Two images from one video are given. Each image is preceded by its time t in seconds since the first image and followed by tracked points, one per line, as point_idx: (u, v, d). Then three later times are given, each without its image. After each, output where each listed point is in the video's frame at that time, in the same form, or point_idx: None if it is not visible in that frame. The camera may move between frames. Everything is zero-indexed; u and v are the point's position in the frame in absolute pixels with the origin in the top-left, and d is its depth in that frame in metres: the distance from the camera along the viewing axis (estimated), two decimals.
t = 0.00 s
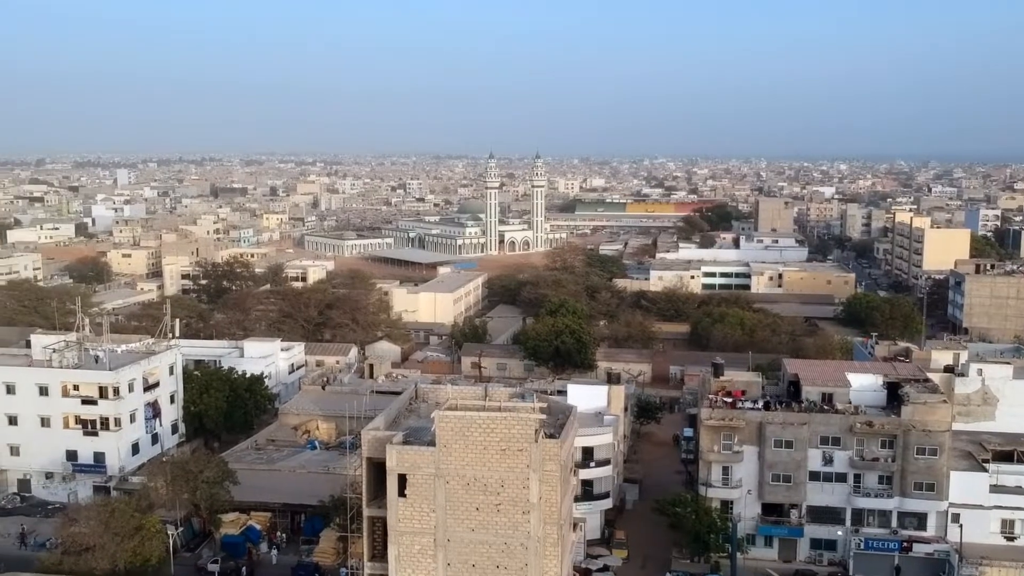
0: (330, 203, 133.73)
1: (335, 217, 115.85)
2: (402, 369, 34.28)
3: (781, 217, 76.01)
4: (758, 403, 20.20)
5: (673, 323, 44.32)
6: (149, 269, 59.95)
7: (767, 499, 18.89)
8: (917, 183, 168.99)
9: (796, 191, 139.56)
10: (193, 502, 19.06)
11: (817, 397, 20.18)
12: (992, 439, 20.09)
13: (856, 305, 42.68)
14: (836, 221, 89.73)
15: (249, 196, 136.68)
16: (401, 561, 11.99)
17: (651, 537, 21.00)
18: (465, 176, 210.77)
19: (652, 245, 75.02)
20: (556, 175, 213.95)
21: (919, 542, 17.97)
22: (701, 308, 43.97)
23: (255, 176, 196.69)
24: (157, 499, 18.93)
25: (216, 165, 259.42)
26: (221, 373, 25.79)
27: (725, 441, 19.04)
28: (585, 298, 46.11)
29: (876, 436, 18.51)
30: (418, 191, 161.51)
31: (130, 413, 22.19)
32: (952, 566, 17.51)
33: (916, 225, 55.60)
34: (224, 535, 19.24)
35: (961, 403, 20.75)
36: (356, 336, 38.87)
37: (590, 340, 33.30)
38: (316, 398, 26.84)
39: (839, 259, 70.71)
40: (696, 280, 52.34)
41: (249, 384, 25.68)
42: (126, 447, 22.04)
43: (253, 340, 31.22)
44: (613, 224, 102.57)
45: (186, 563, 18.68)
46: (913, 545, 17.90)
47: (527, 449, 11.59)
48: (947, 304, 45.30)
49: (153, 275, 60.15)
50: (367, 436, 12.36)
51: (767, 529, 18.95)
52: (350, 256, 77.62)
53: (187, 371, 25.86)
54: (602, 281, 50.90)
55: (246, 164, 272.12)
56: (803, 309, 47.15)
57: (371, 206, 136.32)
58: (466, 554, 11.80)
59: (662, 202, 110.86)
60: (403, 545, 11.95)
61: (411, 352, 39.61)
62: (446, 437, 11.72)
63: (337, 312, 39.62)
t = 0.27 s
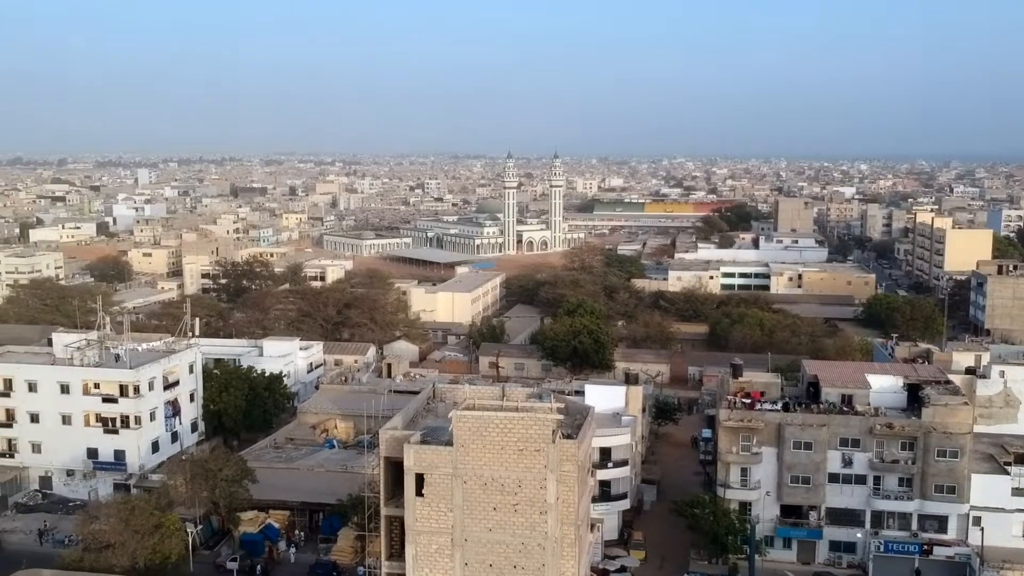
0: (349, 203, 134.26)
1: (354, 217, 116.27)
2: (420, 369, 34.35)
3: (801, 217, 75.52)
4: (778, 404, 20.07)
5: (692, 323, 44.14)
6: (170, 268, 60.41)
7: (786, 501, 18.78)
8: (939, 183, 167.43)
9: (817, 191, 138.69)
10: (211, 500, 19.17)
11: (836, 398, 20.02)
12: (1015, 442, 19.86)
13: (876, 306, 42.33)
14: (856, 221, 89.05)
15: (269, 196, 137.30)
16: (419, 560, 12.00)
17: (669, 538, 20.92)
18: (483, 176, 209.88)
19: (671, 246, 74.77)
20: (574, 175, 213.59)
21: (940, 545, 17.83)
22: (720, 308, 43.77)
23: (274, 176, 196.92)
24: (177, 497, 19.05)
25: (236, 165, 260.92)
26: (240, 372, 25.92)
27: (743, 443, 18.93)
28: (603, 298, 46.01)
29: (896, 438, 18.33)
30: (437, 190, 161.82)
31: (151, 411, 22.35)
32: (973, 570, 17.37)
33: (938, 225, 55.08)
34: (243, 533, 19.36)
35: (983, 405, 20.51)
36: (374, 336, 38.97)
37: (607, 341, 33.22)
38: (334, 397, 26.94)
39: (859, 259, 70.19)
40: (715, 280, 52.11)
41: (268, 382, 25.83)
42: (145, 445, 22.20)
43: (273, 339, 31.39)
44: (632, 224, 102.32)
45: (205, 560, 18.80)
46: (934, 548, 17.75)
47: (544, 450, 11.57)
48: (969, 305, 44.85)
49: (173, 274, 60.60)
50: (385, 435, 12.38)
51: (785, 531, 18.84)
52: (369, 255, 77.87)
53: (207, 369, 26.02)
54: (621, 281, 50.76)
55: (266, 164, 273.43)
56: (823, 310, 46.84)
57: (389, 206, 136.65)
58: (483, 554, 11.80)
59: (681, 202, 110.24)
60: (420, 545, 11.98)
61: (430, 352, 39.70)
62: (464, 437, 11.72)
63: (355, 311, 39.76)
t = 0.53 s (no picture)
0: (367, 202, 134.74)
1: (372, 216, 116.65)
2: (438, 368, 34.40)
3: (821, 217, 75.00)
4: (797, 405, 19.94)
5: (711, 324, 43.96)
6: (191, 267, 60.83)
7: (806, 503, 18.64)
8: (961, 183, 165.81)
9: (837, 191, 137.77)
10: (231, 498, 19.28)
11: (856, 400, 19.85)
12: None
13: (897, 306, 41.97)
14: (877, 222, 88.36)
15: (288, 195, 137.85)
16: (436, 559, 12.02)
17: (687, 540, 20.84)
18: (501, 176, 209.32)
19: (689, 246, 74.51)
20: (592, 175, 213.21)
21: (961, 548, 17.73)
22: (739, 308, 43.56)
23: (294, 176, 197.10)
24: (196, 495, 19.17)
25: (256, 164, 262.34)
26: (260, 370, 26.07)
27: (762, 444, 18.83)
28: (621, 298, 45.91)
29: (916, 441, 18.16)
30: (455, 190, 162.03)
31: (171, 409, 22.52)
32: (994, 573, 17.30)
33: (961, 225, 54.57)
34: (262, 531, 19.46)
35: (1004, 407, 20.34)
36: (392, 335, 39.08)
37: (626, 341, 33.14)
38: (353, 396, 27.05)
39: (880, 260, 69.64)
40: (734, 280, 51.88)
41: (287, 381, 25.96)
42: (166, 442, 22.38)
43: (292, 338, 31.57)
44: (650, 223, 102.04)
45: (224, 558, 18.91)
46: (955, 551, 17.66)
47: (562, 450, 11.56)
48: (991, 306, 44.40)
49: (194, 273, 61.06)
50: (403, 435, 12.41)
51: (805, 533, 18.70)
52: (388, 254, 78.08)
53: (226, 368, 26.19)
54: (639, 281, 50.62)
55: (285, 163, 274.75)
56: (843, 310, 46.50)
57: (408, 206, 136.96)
58: (500, 554, 11.79)
59: (700, 202, 109.61)
60: (438, 544, 11.99)
61: (448, 351, 39.77)
62: (481, 437, 11.72)
63: (374, 310, 39.89)
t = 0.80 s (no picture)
0: (386, 202, 135.12)
1: (391, 216, 116.98)
2: (456, 368, 34.44)
3: (842, 217, 74.45)
4: (816, 407, 19.80)
5: (730, 325, 43.74)
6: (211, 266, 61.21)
7: (825, 505, 18.51)
8: (984, 183, 164.18)
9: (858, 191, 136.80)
10: (250, 496, 19.39)
11: (876, 402, 19.67)
12: None
13: (918, 307, 41.58)
14: (899, 222, 87.62)
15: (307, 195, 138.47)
16: (454, 558, 12.03)
17: (706, 541, 20.75)
18: (520, 176, 208.80)
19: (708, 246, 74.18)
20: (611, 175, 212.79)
21: (982, 552, 17.52)
22: (758, 309, 43.32)
23: (313, 176, 197.69)
24: (215, 493, 19.28)
25: (276, 164, 263.60)
26: (279, 369, 26.19)
27: (781, 446, 18.71)
28: (640, 298, 45.77)
29: (937, 443, 17.98)
30: (474, 190, 162.16)
31: (190, 408, 22.67)
32: None
33: (983, 226, 54.00)
34: (281, 529, 19.58)
35: None
36: (410, 335, 39.16)
37: (644, 341, 33.03)
38: (371, 395, 27.13)
39: (901, 261, 69.10)
40: (753, 281, 51.62)
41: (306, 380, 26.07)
42: (185, 441, 22.54)
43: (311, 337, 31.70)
44: (669, 223, 101.72)
45: (243, 556, 19.04)
46: (976, 554, 17.46)
47: (580, 451, 11.53)
48: (1014, 308, 43.91)
49: (213, 272, 61.47)
50: (421, 435, 12.43)
51: (824, 535, 18.58)
52: (406, 254, 78.26)
53: (245, 367, 26.33)
54: (658, 281, 50.45)
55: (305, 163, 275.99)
56: (863, 311, 46.14)
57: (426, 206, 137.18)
58: (517, 554, 11.79)
59: (720, 202, 109.23)
60: (455, 544, 11.99)
61: (466, 351, 39.82)
62: (499, 437, 11.71)
63: (392, 310, 39.99)
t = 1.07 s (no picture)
0: (404, 202, 135.44)
1: (410, 216, 117.17)
2: (474, 368, 34.46)
3: (863, 217, 73.84)
4: (836, 408, 19.64)
5: (749, 325, 43.51)
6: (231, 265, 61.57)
7: (844, 507, 18.35)
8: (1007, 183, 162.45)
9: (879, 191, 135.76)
10: (268, 495, 19.47)
11: (897, 403, 19.47)
12: None
13: (940, 308, 41.17)
14: (920, 223, 86.83)
15: (326, 195, 138.96)
16: (471, 558, 12.02)
17: (725, 542, 20.64)
18: (539, 176, 208.60)
19: (728, 246, 73.87)
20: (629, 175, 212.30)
21: (1004, 556, 17.48)
22: (777, 310, 43.07)
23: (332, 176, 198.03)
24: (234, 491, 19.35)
25: (296, 164, 264.74)
26: (298, 368, 26.29)
27: (800, 447, 18.55)
28: (658, 298, 45.62)
29: (958, 445, 17.80)
30: (492, 190, 162.22)
31: (210, 406, 22.82)
32: None
33: (1006, 226, 53.41)
34: (299, 528, 19.66)
35: None
36: (429, 334, 39.22)
37: (662, 342, 32.89)
38: (389, 394, 27.19)
39: (923, 262, 68.52)
40: (773, 281, 51.33)
41: (324, 379, 26.19)
42: (205, 439, 22.68)
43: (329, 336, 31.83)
44: (688, 223, 101.36)
45: (262, 555, 19.13)
46: (998, 558, 17.45)
47: (598, 451, 11.50)
48: None
49: (233, 271, 61.87)
50: (439, 434, 12.43)
51: (843, 538, 18.43)
52: (424, 254, 78.41)
53: (265, 366, 26.45)
54: (676, 281, 50.28)
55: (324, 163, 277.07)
56: (884, 312, 45.77)
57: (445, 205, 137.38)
58: (535, 554, 11.77)
59: (739, 202, 108.77)
60: (473, 544, 11.99)
61: (483, 351, 39.88)
62: (516, 437, 11.69)
63: (410, 310, 40.07)
